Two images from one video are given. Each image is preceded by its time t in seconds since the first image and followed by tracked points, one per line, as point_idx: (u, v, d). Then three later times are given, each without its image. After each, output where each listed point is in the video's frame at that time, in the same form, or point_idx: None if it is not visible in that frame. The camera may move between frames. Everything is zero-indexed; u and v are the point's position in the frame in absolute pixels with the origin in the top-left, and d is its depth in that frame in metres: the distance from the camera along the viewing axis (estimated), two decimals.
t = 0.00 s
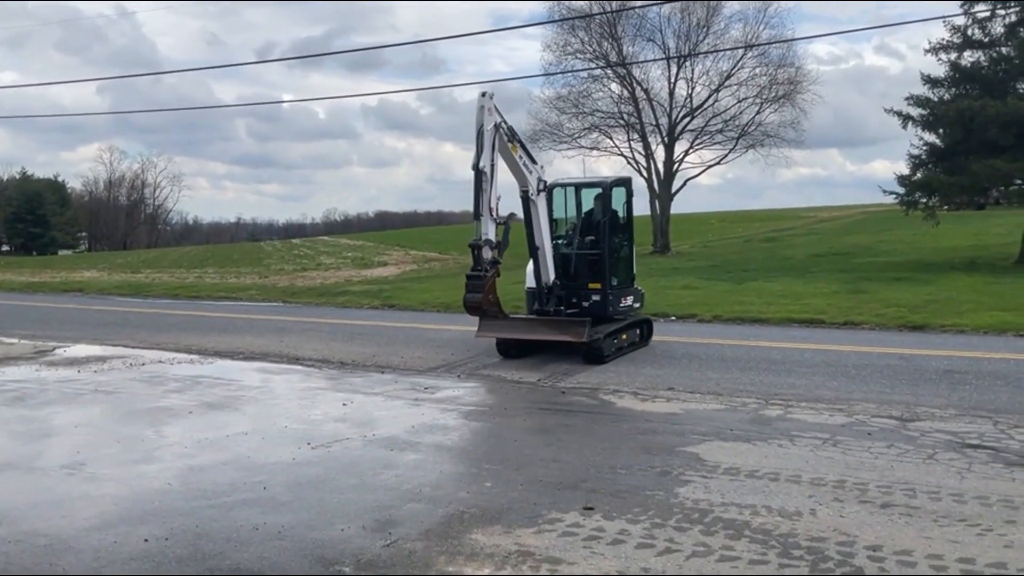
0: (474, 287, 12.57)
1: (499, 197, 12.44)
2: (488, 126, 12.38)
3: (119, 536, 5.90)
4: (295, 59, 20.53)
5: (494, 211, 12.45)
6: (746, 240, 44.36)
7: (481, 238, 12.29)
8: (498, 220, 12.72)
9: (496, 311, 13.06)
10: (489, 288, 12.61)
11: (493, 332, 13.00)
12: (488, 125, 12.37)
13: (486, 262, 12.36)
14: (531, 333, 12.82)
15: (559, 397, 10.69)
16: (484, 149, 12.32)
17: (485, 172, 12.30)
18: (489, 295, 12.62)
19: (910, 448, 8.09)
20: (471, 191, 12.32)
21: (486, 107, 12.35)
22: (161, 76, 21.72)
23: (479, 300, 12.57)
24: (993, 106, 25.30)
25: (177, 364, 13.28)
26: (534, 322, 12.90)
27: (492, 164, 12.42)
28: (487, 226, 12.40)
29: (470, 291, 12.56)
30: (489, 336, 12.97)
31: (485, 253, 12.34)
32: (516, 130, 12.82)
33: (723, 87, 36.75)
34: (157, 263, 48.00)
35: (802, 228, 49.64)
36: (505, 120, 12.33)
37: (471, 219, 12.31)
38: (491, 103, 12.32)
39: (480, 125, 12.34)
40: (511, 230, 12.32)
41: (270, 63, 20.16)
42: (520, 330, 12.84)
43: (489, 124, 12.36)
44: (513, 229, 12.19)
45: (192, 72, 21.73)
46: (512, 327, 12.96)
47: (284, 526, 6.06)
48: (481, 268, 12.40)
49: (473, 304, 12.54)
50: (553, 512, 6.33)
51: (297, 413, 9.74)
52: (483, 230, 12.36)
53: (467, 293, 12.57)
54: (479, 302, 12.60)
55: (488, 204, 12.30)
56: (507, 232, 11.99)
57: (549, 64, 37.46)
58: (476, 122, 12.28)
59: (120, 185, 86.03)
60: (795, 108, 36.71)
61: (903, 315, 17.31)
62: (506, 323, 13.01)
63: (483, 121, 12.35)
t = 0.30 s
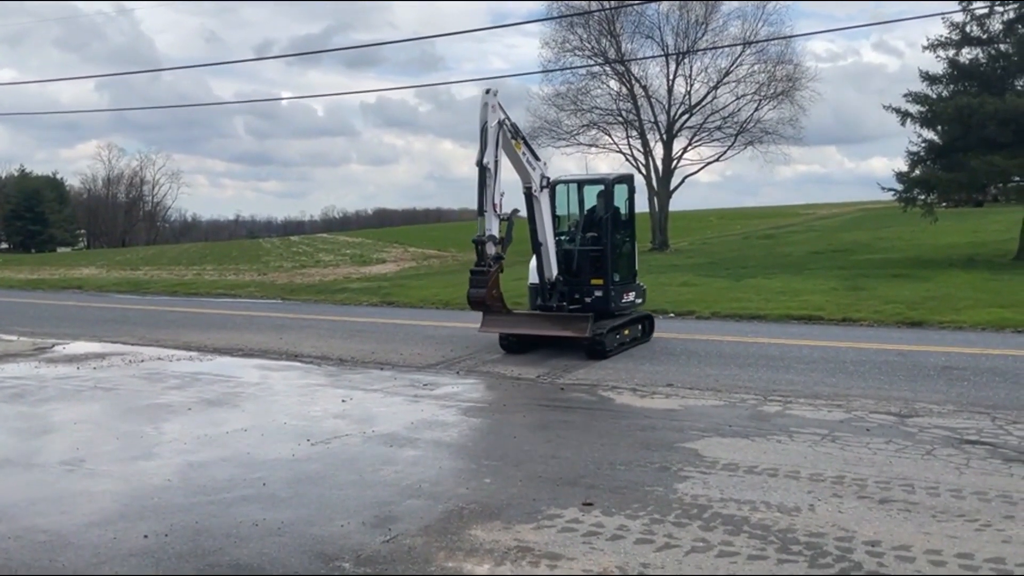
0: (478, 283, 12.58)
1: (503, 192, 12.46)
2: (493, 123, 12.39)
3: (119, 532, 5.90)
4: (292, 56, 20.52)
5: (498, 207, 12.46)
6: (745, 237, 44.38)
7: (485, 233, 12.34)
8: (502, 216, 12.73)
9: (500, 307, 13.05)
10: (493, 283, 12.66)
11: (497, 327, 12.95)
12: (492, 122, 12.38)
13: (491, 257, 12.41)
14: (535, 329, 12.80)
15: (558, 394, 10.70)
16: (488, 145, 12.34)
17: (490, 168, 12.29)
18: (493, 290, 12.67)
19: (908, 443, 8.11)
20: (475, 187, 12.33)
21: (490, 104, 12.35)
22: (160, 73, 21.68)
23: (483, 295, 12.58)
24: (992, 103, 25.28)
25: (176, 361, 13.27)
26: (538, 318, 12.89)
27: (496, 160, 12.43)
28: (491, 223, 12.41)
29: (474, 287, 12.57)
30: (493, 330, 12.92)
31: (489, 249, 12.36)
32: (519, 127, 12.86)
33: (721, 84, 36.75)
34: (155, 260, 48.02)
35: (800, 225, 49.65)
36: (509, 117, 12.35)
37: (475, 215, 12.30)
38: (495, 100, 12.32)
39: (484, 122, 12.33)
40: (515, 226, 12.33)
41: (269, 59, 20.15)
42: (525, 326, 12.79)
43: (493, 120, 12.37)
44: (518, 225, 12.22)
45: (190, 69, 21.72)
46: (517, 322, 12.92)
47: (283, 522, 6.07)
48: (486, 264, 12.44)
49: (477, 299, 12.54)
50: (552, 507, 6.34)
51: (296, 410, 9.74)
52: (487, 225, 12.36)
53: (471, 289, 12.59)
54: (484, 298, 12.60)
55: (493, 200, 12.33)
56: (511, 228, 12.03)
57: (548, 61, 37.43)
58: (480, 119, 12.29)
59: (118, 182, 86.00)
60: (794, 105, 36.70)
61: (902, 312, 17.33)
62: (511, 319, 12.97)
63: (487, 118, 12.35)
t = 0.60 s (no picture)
0: (480, 279, 12.59)
1: (505, 189, 12.44)
2: (495, 119, 12.36)
3: (120, 531, 5.90)
4: (291, 54, 20.51)
5: (501, 204, 12.45)
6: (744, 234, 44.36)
7: (487, 229, 12.36)
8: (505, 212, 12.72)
9: (501, 303, 12.99)
10: (495, 279, 12.68)
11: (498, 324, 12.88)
12: (495, 118, 12.36)
13: (492, 253, 12.45)
14: (536, 326, 12.72)
15: (559, 391, 10.70)
16: (491, 142, 12.32)
17: (492, 165, 12.27)
18: (495, 286, 12.67)
19: (909, 441, 8.11)
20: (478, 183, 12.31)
21: (493, 100, 12.33)
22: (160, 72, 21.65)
23: (485, 291, 12.58)
24: (992, 101, 25.27)
25: (176, 360, 13.27)
26: (539, 314, 12.81)
27: (498, 157, 12.41)
28: (493, 219, 12.39)
29: (476, 282, 12.58)
30: (495, 327, 12.87)
31: (492, 245, 12.41)
32: (522, 124, 12.84)
33: (721, 81, 36.73)
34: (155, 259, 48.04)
35: (800, 222, 49.74)
36: (511, 113, 12.33)
37: (478, 212, 12.28)
38: (497, 96, 12.30)
39: (487, 119, 12.31)
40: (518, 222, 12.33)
41: (268, 58, 20.10)
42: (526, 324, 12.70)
43: (496, 117, 12.35)
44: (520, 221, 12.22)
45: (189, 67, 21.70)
46: (518, 319, 12.84)
47: (285, 520, 6.06)
48: (488, 259, 12.47)
49: (480, 295, 12.53)
50: (554, 505, 6.34)
51: (296, 408, 9.74)
52: (490, 222, 12.35)
53: (472, 285, 12.60)
54: (486, 293, 12.61)
55: (495, 197, 12.32)
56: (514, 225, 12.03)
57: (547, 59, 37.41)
58: (483, 115, 12.26)
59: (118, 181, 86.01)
60: (793, 102, 36.68)
61: (901, 309, 17.35)
62: (512, 315, 12.91)
63: (490, 114, 12.32)
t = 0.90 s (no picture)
0: (479, 281, 12.62)
1: (504, 191, 12.46)
2: (494, 121, 12.37)
3: (121, 532, 5.90)
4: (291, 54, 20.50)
5: (500, 205, 12.46)
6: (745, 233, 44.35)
7: (486, 232, 12.36)
8: (504, 214, 12.73)
9: (501, 304, 13.00)
10: (495, 281, 12.67)
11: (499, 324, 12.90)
12: (493, 120, 12.37)
13: (492, 256, 12.45)
14: (536, 326, 12.75)
15: (559, 391, 10.70)
16: (489, 144, 12.33)
17: (491, 166, 12.29)
18: (495, 289, 12.67)
19: (910, 439, 8.10)
20: (477, 185, 12.33)
21: (491, 102, 12.33)
22: (159, 72, 21.65)
23: (485, 294, 12.60)
24: (992, 98, 25.26)
25: (178, 360, 13.27)
26: (539, 314, 12.84)
27: (497, 159, 12.42)
28: (493, 221, 12.40)
29: (476, 285, 12.61)
30: (495, 328, 12.84)
31: (490, 248, 12.41)
32: (520, 125, 12.84)
33: (721, 80, 36.71)
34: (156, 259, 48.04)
35: (800, 221, 49.84)
36: (510, 115, 12.33)
37: (477, 214, 12.30)
38: (495, 98, 12.31)
39: (485, 121, 12.32)
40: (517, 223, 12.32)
41: (268, 58, 20.06)
42: (528, 323, 12.72)
43: (494, 119, 12.36)
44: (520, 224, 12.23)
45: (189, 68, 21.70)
46: (519, 319, 12.86)
47: (286, 520, 6.06)
48: (488, 262, 12.47)
49: (479, 298, 12.56)
50: (555, 505, 6.34)
51: (297, 408, 9.74)
52: (489, 224, 12.37)
53: (473, 287, 12.62)
54: (486, 296, 12.63)
55: (494, 199, 12.33)
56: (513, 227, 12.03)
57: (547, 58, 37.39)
58: (481, 117, 12.27)
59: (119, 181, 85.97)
60: (794, 100, 36.66)
61: (902, 307, 17.36)
62: (512, 316, 12.91)
63: (488, 116, 12.34)
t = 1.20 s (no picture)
0: (477, 275, 12.51)
1: (502, 185, 12.49)
2: (493, 116, 12.40)
3: (122, 534, 5.90)
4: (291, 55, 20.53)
5: (498, 200, 12.50)
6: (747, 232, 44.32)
7: (484, 225, 12.37)
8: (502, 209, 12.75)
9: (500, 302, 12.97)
10: (493, 276, 12.56)
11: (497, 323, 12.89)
12: (492, 114, 12.40)
13: (490, 249, 12.36)
14: (534, 324, 12.68)
15: (561, 391, 10.69)
16: (487, 138, 12.39)
17: (489, 161, 12.33)
18: (493, 283, 12.55)
19: (912, 438, 8.10)
20: (475, 179, 12.39)
21: (490, 97, 12.34)
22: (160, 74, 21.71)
23: (483, 287, 12.49)
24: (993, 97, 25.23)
25: (180, 361, 13.28)
26: (537, 313, 12.80)
27: (495, 153, 12.46)
28: (490, 215, 12.41)
29: (473, 279, 12.50)
30: (493, 326, 12.83)
31: (488, 241, 12.37)
32: (521, 121, 12.84)
33: (722, 79, 36.69)
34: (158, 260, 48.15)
35: (803, 219, 49.84)
36: (508, 110, 12.33)
37: (474, 208, 12.35)
38: (495, 93, 12.31)
39: (484, 115, 12.36)
40: (514, 218, 12.36)
41: (268, 59, 20.09)
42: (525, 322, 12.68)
43: (493, 113, 12.37)
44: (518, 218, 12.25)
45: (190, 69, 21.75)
46: (517, 317, 12.82)
47: (288, 521, 6.07)
48: (486, 255, 12.38)
49: (477, 291, 12.44)
50: (556, 505, 6.34)
51: (299, 409, 9.75)
52: (487, 218, 12.41)
53: (470, 281, 12.51)
54: (483, 290, 12.50)
55: (492, 193, 12.37)
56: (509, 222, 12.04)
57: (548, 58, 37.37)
58: (480, 111, 12.31)
59: (120, 183, 86.15)
60: (795, 99, 36.64)
61: (904, 306, 17.33)
62: (510, 314, 12.88)
63: (487, 111, 12.37)
